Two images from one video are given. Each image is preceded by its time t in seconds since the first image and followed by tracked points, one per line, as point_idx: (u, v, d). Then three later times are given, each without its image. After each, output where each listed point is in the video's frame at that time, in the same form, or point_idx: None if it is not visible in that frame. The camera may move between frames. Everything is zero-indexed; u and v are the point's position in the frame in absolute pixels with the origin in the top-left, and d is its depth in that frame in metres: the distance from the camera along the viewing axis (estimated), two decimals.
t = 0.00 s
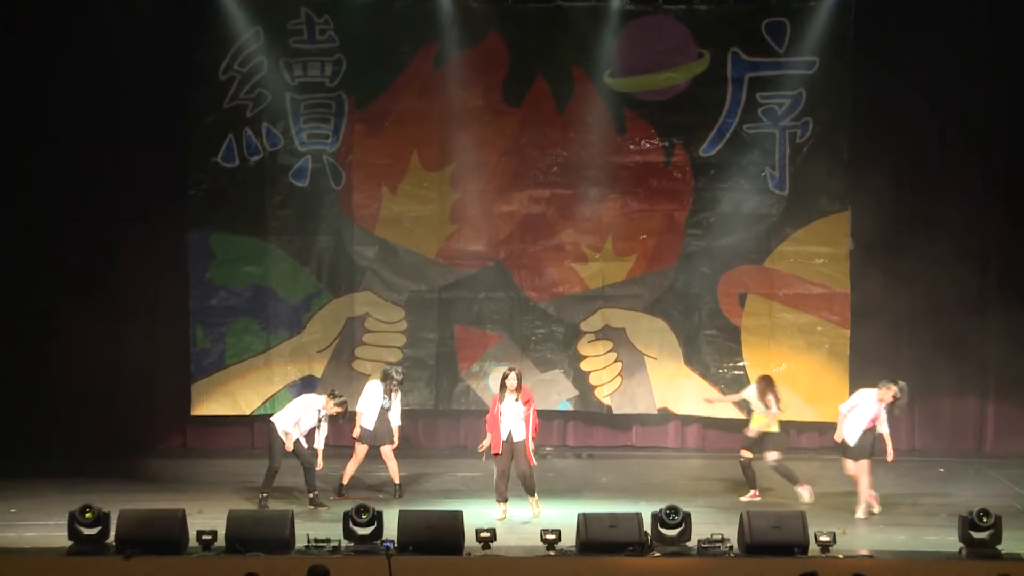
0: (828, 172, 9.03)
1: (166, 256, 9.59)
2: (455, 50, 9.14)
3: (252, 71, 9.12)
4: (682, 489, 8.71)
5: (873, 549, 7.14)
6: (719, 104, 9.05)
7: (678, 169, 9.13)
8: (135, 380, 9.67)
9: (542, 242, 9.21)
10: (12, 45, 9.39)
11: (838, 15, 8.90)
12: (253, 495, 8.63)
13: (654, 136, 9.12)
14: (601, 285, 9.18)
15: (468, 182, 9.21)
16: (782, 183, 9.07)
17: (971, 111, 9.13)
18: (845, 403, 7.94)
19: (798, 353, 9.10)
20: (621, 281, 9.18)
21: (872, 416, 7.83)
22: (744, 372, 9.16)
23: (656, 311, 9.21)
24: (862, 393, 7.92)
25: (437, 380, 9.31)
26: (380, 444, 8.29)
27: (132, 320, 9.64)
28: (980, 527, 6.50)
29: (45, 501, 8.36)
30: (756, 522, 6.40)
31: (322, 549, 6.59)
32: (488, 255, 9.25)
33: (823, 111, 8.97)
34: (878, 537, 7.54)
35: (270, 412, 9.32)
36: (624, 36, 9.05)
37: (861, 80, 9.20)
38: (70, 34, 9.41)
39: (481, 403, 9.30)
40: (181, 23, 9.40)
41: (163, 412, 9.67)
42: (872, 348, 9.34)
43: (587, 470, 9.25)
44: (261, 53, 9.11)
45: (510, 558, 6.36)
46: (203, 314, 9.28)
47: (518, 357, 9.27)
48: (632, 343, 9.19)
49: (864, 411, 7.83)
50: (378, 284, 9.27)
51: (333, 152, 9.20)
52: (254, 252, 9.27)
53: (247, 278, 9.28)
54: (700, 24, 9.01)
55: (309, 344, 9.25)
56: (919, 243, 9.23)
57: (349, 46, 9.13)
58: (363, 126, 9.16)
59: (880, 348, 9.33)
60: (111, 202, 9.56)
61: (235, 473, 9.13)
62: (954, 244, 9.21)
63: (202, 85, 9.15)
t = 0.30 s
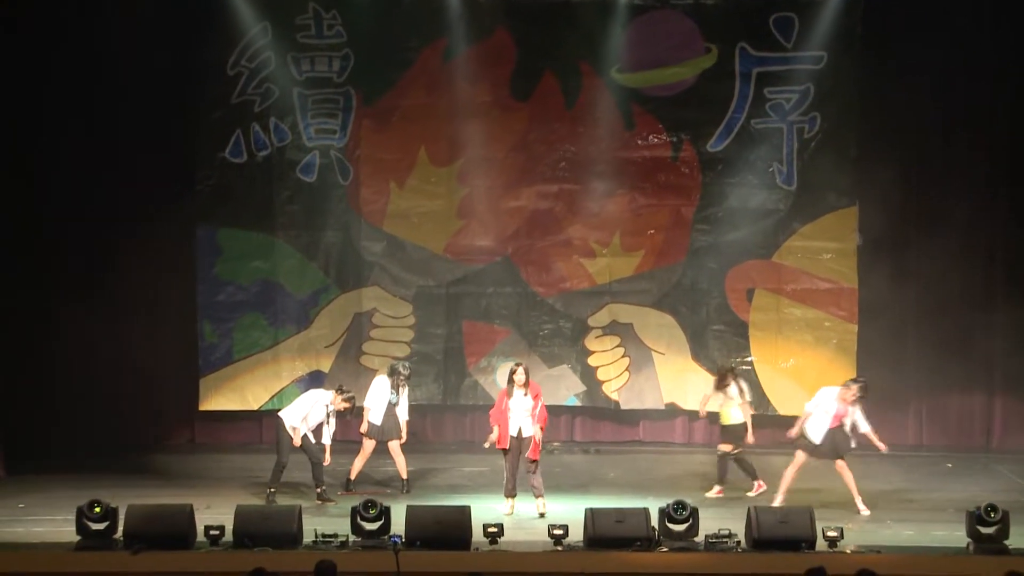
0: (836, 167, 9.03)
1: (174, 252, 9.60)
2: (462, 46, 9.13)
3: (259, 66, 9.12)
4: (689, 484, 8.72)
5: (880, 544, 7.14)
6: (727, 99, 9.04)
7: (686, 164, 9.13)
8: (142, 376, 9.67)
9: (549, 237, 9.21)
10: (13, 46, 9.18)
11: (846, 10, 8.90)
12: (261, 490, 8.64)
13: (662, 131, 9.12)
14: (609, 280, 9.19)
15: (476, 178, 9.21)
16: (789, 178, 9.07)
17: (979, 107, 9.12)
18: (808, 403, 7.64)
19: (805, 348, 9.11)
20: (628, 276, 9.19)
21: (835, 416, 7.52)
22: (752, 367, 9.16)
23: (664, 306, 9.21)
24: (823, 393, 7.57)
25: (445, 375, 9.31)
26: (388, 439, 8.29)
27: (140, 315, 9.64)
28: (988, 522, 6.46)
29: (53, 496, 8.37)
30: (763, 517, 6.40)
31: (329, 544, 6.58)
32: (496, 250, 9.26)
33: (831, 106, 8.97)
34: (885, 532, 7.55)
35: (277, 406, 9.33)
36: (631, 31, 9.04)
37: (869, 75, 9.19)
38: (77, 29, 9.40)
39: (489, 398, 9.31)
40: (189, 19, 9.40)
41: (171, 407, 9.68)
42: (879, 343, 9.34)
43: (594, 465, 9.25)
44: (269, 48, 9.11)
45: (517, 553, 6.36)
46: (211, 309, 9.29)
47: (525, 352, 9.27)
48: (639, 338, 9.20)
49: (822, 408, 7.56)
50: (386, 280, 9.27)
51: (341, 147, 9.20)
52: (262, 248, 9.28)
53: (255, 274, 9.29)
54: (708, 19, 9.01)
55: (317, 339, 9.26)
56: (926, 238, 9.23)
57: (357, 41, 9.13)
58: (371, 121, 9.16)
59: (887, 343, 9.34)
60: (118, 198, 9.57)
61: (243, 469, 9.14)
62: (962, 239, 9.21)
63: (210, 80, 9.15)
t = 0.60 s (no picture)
0: (840, 166, 9.03)
1: (179, 250, 9.61)
2: (467, 44, 9.14)
3: (264, 64, 9.13)
4: (694, 483, 8.72)
5: (885, 543, 7.14)
6: (732, 97, 9.05)
7: (691, 163, 9.14)
8: (148, 374, 9.68)
9: (554, 235, 9.22)
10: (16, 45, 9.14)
11: (851, 8, 8.90)
12: (266, 489, 8.64)
13: (667, 129, 9.12)
14: (614, 279, 9.19)
15: (481, 176, 9.21)
16: (794, 176, 9.07)
17: (984, 104, 9.13)
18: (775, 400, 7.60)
19: (810, 346, 9.11)
20: (633, 275, 9.19)
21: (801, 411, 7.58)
22: (757, 365, 9.15)
23: (669, 304, 9.21)
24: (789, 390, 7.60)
25: (450, 374, 9.31)
26: (392, 437, 8.29)
27: (145, 313, 9.65)
28: (994, 522, 6.45)
29: (58, 495, 8.37)
30: (767, 516, 6.40)
31: (334, 543, 6.60)
32: (500, 249, 9.26)
33: (836, 105, 8.98)
34: (890, 531, 7.53)
35: (282, 405, 9.33)
36: (636, 30, 9.04)
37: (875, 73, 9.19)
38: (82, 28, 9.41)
39: (494, 397, 9.30)
40: (194, 18, 9.41)
41: (176, 406, 9.68)
42: (884, 342, 9.34)
43: (599, 464, 9.24)
44: (274, 46, 9.12)
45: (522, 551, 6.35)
46: (216, 307, 9.29)
47: (530, 351, 9.27)
48: (644, 336, 9.19)
49: (789, 404, 7.59)
50: (390, 278, 9.28)
51: (346, 146, 9.21)
52: (267, 246, 9.28)
53: (260, 272, 9.29)
54: (713, 17, 9.01)
55: (322, 338, 9.27)
56: (931, 236, 9.23)
57: (362, 39, 9.14)
58: (376, 120, 9.18)
59: (892, 341, 9.34)
60: (124, 197, 9.58)
61: (248, 467, 9.14)
62: (967, 238, 9.21)
63: (215, 78, 9.16)
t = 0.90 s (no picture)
0: (844, 164, 9.03)
1: (183, 249, 9.61)
2: (471, 43, 9.14)
3: (268, 63, 9.12)
4: (698, 481, 8.72)
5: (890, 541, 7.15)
6: (736, 96, 9.05)
7: (694, 161, 9.14)
8: (151, 373, 9.69)
9: (558, 234, 9.22)
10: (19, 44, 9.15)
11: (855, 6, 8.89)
12: (269, 487, 8.65)
13: (671, 128, 9.12)
14: (617, 277, 9.19)
15: (484, 174, 9.21)
16: (798, 174, 9.07)
17: (988, 103, 9.13)
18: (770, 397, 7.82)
19: (813, 345, 9.11)
20: (636, 273, 9.19)
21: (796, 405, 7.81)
22: (760, 364, 9.14)
23: (672, 302, 9.20)
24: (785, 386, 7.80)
25: (453, 372, 9.31)
26: (395, 436, 8.31)
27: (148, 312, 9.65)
28: (997, 520, 6.47)
29: (62, 493, 8.38)
30: (771, 514, 6.40)
31: (337, 541, 6.62)
32: (504, 247, 9.26)
33: (840, 103, 8.97)
34: (893, 530, 7.53)
35: (286, 403, 9.33)
36: (640, 28, 9.04)
37: (878, 72, 9.19)
38: (86, 27, 9.42)
39: (497, 395, 9.31)
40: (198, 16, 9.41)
41: (179, 404, 9.69)
42: (887, 340, 9.35)
43: (602, 462, 9.24)
44: (278, 45, 9.11)
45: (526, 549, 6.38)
46: (219, 306, 9.29)
47: (533, 349, 9.28)
48: (648, 335, 9.18)
49: (784, 400, 7.82)
50: (394, 276, 9.28)
51: (349, 144, 9.22)
52: (271, 245, 9.29)
53: (263, 270, 9.30)
54: (717, 16, 9.00)
55: (326, 336, 9.27)
56: (935, 234, 9.22)
57: (366, 38, 9.14)
58: (379, 119, 9.19)
59: (896, 339, 9.34)
60: (128, 196, 9.59)
61: (251, 465, 9.15)
62: (971, 236, 9.21)
63: (219, 77, 9.15)
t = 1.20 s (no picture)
0: (847, 162, 9.03)
1: (186, 247, 9.61)
2: (475, 41, 9.14)
3: (271, 61, 9.14)
4: (701, 479, 8.72)
5: (893, 539, 7.15)
6: (739, 93, 9.05)
7: (698, 159, 9.14)
8: (154, 370, 9.69)
9: (561, 231, 9.22)
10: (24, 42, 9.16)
11: (859, 4, 8.89)
12: (273, 485, 8.66)
13: (674, 125, 9.12)
14: (621, 275, 9.19)
15: (488, 172, 9.22)
16: (801, 172, 9.07)
17: (991, 101, 9.13)
18: (774, 396, 7.91)
19: (816, 343, 9.10)
20: (639, 271, 9.19)
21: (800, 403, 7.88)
22: (764, 362, 9.14)
23: (676, 300, 9.20)
24: (787, 383, 7.91)
25: (457, 370, 9.31)
26: (399, 434, 8.34)
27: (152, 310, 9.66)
28: (1001, 518, 6.46)
29: (66, 490, 8.39)
30: (774, 512, 6.41)
31: (342, 539, 6.64)
32: (508, 245, 9.27)
33: (844, 101, 8.97)
34: (896, 528, 7.53)
35: (289, 401, 9.33)
36: (643, 26, 9.04)
37: (882, 70, 9.18)
38: (89, 25, 9.42)
39: (501, 393, 9.31)
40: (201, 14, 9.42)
41: (183, 402, 9.69)
42: (890, 338, 9.34)
43: (605, 460, 9.24)
44: (281, 43, 9.13)
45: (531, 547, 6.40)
46: (222, 303, 9.29)
47: (537, 347, 9.27)
48: (651, 333, 9.18)
49: (789, 399, 7.89)
50: (397, 274, 9.28)
51: (353, 142, 9.23)
52: (275, 242, 9.29)
53: (267, 268, 9.30)
54: (720, 13, 9.00)
55: (330, 334, 9.28)
56: (938, 232, 9.22)
57: (369, 36, 9.14)
58: (383, 117, 9.19)
59: (900, 337, 9.34)
60: (131, 194, 9.60)
61: (255, 462, 9.15)
62: (974, 234, 9.21)
63: (222, 75, 9.17)
